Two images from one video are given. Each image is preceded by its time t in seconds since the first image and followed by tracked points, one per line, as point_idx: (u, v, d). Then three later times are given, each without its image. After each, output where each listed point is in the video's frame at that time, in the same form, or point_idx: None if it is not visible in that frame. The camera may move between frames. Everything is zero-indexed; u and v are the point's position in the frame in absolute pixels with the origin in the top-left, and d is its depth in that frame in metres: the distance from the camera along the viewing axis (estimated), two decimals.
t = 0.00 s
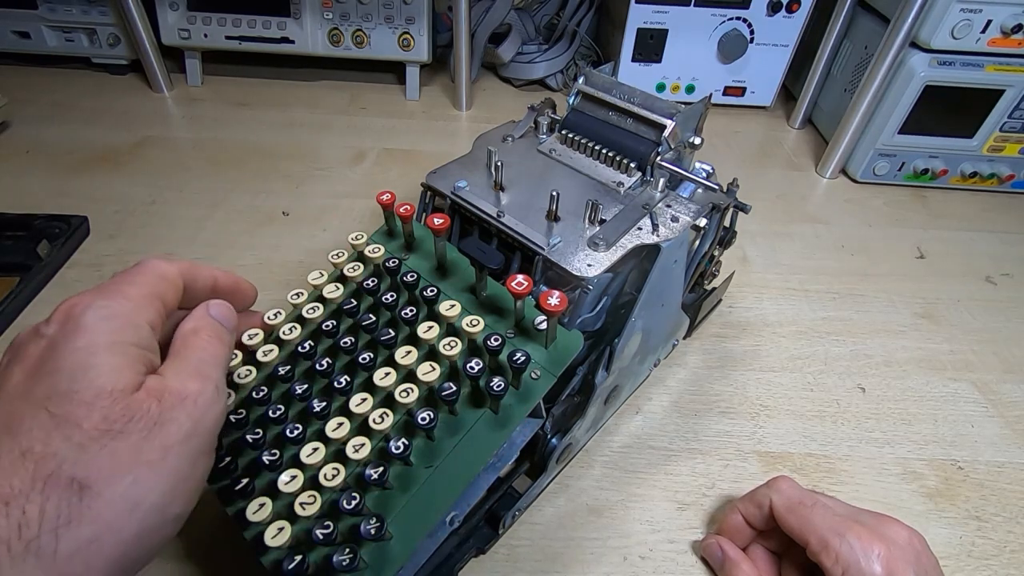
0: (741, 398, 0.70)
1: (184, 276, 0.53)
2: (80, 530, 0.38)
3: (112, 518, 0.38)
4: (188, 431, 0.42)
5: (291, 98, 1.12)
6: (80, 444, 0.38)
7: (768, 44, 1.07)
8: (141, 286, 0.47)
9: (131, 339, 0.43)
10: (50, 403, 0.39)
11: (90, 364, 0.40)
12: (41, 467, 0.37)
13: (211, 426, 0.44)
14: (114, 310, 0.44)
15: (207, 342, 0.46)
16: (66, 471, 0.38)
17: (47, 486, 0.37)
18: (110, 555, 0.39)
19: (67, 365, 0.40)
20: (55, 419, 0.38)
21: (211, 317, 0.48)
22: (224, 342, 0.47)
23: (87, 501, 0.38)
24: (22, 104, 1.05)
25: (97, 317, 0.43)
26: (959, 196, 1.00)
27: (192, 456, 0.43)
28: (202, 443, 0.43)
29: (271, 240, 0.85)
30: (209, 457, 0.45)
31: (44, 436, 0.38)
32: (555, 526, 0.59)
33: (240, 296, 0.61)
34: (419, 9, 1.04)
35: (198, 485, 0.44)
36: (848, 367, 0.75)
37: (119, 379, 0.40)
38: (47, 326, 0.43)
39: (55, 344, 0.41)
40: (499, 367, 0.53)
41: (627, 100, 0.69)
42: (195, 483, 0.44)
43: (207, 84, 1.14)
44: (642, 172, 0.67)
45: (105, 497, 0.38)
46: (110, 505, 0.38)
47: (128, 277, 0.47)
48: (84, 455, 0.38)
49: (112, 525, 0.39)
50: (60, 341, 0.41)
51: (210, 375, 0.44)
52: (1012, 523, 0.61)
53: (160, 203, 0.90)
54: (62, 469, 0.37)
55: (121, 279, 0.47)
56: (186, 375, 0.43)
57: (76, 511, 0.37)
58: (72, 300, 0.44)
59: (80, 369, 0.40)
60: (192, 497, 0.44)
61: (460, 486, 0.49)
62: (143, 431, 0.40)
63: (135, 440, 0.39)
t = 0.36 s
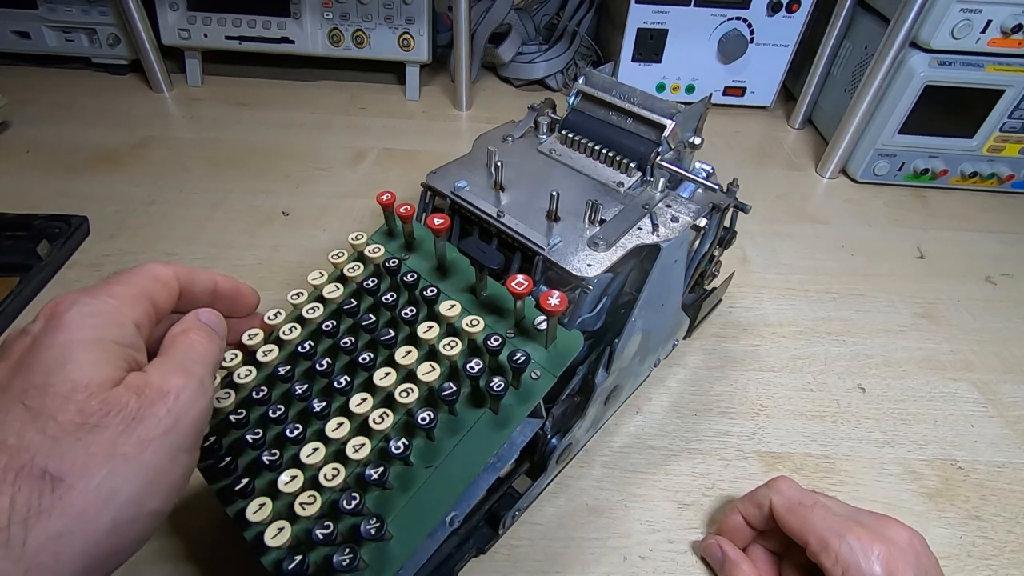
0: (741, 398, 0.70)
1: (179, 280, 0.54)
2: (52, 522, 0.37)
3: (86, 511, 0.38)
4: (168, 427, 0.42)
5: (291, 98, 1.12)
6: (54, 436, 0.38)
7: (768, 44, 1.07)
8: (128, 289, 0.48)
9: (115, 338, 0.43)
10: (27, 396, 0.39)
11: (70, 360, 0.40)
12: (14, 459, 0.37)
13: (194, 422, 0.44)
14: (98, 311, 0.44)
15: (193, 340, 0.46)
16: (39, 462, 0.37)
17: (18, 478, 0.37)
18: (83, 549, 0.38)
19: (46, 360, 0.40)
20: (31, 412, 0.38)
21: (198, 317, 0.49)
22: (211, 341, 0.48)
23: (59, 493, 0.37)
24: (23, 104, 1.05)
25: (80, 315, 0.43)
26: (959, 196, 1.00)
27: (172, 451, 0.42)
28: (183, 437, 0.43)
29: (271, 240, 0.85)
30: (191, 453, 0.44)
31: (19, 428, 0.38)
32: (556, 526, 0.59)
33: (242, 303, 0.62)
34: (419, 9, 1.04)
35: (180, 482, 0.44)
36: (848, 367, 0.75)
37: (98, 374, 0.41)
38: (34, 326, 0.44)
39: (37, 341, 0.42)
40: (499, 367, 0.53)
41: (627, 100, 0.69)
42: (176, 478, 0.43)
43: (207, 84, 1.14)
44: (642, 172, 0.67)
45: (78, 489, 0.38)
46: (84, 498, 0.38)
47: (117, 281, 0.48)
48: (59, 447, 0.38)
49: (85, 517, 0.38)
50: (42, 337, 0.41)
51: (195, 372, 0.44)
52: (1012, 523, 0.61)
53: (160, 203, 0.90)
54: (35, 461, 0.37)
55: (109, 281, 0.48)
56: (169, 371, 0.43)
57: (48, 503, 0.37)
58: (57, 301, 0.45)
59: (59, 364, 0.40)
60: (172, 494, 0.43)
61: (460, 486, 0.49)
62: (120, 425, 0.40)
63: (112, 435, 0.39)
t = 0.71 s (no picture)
0: (741, 398, 0.70)
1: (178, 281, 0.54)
2: (57, 523, 0.37)
3: (90, 512, 0.38)
4: (170, 428, 0.42)
5: (290, 98, 1.12)
6: (58, 438, 0.38)
7: (768, 44, 1.07)
8: (127, 291, 0.48)
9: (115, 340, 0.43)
10: (29, 399, 0.39)
11: (72, 362, 0.40)
12: (18, 461, 0.37)
13: (195, 423, 0.44)
14: (99, 313, 0.44)
15: (194, 341, 0.46)
16: (44, 464, 0.37)
17: (24, 479, 0.37)
18: (87, 550, 0.38)
19: (48, 362, 0.40)
20: (35, 415, 0.38)
21: (198, 319, 0.49)
22: (211, 342, 0.47)
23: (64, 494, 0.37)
24: (23, 104, 1.05)
25: (80, 317, 0.43)
26: (959, 196, 1.00)
27: (175, 452, 0.42)
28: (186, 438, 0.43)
29: (271, 240, 0.85)
30: (193, 454, 0.44)
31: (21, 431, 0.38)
32: (555, 525, 0.59)
33: (243, 304, 0.61)
34: (419, 9, 1.04)
35: (182, 482, 0.44)
36: (848, 367, 0.75)
37: (100, 376, 0.41)
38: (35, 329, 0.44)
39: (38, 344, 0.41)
40: (499, 367, 0.53)
41: (627, 100, 0.69)
42: (178, 479, 0.43)
43: (207, 84, 1.14)
44: (642, 172, 0.67)
45: (83, 490, 0.38)
46: (88, 499, 0.38)
47: (117, 282, 0.48)
48: (62, 449, 0.38)
49: (89, 518, 0.38)
50: (43, 340, 0.41)
51: (196, 373, 0.44)
52: (1012, 523, 0.61)
53: (161, 203, 0.90)
54: (40, 463, 0.37)
55: (109, 283, 0.48)
56: (170, 372, 0.43)
57: (53, 504, 0.37)
58: (57, 303, 0.44)
59: (61, 367, 0.40)
60: (174, 494, 0.43)
61: (461, 486, 0.49)
62: (124, 426, 0.40)
63: (115, 436, 0.39)
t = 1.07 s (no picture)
0: (741, 398, 0.70)
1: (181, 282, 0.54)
2: (54, 528, 0.37)
3: (88, 516, 0.38)
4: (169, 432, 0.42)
5: (290, 98, 1.12)
6: (56, 442, 0.38)
7: (768, 44, 1.07)
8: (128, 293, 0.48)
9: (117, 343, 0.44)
10: (28, 403, 0.39)
11: (72, 367, 0.40)
12: (16, 466, 0.37)
13: (196, 426, 0.44)
14: (100, 316, 0.44)
15: (196, 344, 0.46)
16: (41, 469, 0.37)
17: (21, 484, 0.37)
18: (86, 553, 0.39)
19: (48, 365, 0.40)
20: (33, 419, 0.38)
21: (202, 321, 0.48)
22: (213, 344, 0.47)
23: (60, 498, 0.37)
24: (22, 104, 1.05)
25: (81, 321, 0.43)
26: (959, 196, 1.00)
27: (173, 456, 0.42)
28: (185, 443, 0.43)
29: (271, 240, 0.85)
30: (192, 457, 0.44)
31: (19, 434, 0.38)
32: (555, 525, 0.59)
33: (244, 305, 0.62)
34: (419, 9, 1.04)
35: (180, 486, 0.44)
36: (848, 367, 0.74)
37: (99, 380, 0.41)
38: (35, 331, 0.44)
39: (38, 346, 0.41)
40: (499, 367, 0.53)
41: (627, 100, 0.69)
42: (176, 483, 0.43)
43: (207, 84, 1.14)
44: (642, 173, 0.67)
45: (80, 495, 0.38)
46: (85, 503, 0.38)
47: (118, 284, 0.48)
48: (59, 454, 0.38)
49: (86, 523, 0.38)
50: (43, 344, 0.41)
51: (197, 377, 0.45)
52: (1012, 523, 0.61)
53: (161, 203, 0.90)
54: (37, 468, 0.37)
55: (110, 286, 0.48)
56: (172, 376, 0.43)
57: (50, 509, 0.37)
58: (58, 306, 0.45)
59: (60, 370, 0.40)
60: (173, 498, 0.43)
61: (461, 486, 0.49)
62: (122, 431, 0.40)
63: (113, 441, 0.39)
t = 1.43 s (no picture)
0: (741, 398, 0.70)
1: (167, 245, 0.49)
2: (20, 553, 0.35)
3: (54, 539, 0.36)
4: (139, 445, 0.38)
5: (290, 98, 1.12)
6: (12, 469, 0.35)
7: (768, 44, 1.07)
8: (100, 274, 0.42)
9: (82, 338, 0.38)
10: None
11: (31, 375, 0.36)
12: None
13: (174, 433, 0.39)
14: (63, 308, 0.39)
15: (179, 329, 0.41)
16: None
17: None
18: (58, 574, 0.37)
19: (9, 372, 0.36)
20: None
21: (187, 298, 0.43)
22: (201, 328, 0.41)
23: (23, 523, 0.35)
24: (22, 104, 1.05)
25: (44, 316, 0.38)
26: (958, 196, 1.00)
27: (150, 466, 0.39)
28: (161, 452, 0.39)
29: (271, 240, 0.85)
30: (175, 463, 0.40)
31: None
32: (555, 525, 0.59)
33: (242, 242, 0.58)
34: (419, 9, 1.04)
35: (161, 496, 0.40)
36: (848, 368, 0.74)
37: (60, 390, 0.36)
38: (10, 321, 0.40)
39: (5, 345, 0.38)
40: (499, 367, 0.53)
41: (627, 100, 0.69)
42: (155, 494, 0.40)
43: (207, 84, 1.14)
44: (642, 172, 0.67)
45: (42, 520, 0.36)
46: (50, 527, 0.36)
47: (99, 264, 0.43)
48: (15, 480, 0.35)
49: (55, 546, 0.36)
50: (8, 343, 0.38)
51: (179, 373, 0.39)
52: (1012, 523, 0.61)
53: (161, 203, 0.90)
54: None
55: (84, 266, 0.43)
56: (147, 375, 0.38)
57: (13, 535, 0.35)
58: (25, 296, 0.40)
59: (16, 381, 0.36)
60: (155, 509, 0.40)
61: (461, 486, 0.49)
62: (85, 448, 0.36)
63: (76, 460, 0.36)
